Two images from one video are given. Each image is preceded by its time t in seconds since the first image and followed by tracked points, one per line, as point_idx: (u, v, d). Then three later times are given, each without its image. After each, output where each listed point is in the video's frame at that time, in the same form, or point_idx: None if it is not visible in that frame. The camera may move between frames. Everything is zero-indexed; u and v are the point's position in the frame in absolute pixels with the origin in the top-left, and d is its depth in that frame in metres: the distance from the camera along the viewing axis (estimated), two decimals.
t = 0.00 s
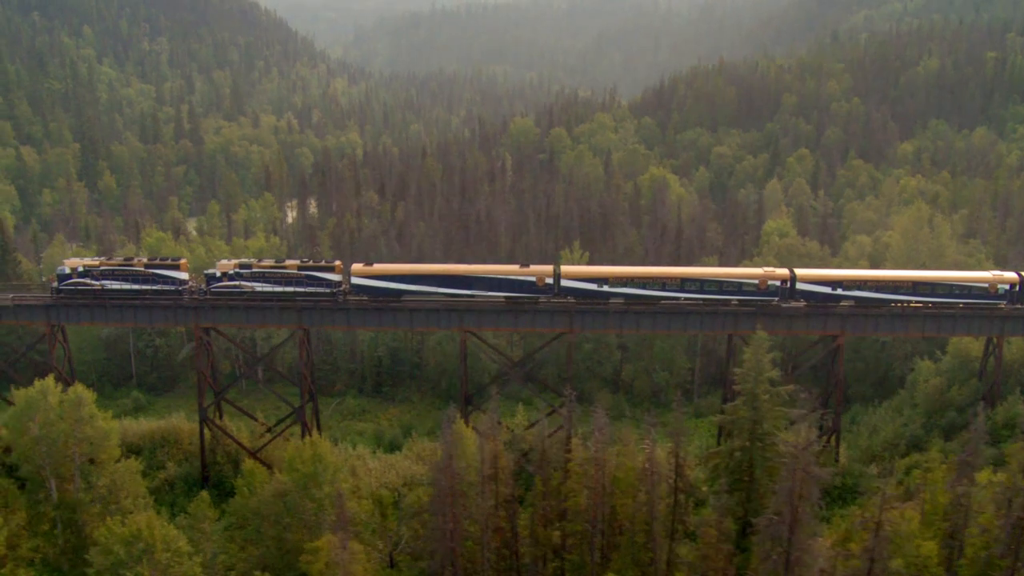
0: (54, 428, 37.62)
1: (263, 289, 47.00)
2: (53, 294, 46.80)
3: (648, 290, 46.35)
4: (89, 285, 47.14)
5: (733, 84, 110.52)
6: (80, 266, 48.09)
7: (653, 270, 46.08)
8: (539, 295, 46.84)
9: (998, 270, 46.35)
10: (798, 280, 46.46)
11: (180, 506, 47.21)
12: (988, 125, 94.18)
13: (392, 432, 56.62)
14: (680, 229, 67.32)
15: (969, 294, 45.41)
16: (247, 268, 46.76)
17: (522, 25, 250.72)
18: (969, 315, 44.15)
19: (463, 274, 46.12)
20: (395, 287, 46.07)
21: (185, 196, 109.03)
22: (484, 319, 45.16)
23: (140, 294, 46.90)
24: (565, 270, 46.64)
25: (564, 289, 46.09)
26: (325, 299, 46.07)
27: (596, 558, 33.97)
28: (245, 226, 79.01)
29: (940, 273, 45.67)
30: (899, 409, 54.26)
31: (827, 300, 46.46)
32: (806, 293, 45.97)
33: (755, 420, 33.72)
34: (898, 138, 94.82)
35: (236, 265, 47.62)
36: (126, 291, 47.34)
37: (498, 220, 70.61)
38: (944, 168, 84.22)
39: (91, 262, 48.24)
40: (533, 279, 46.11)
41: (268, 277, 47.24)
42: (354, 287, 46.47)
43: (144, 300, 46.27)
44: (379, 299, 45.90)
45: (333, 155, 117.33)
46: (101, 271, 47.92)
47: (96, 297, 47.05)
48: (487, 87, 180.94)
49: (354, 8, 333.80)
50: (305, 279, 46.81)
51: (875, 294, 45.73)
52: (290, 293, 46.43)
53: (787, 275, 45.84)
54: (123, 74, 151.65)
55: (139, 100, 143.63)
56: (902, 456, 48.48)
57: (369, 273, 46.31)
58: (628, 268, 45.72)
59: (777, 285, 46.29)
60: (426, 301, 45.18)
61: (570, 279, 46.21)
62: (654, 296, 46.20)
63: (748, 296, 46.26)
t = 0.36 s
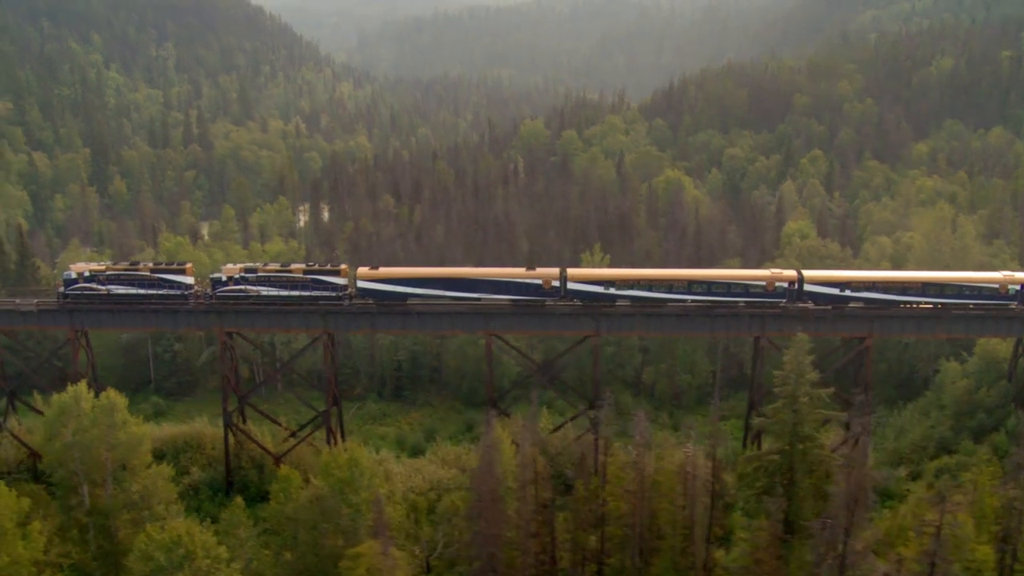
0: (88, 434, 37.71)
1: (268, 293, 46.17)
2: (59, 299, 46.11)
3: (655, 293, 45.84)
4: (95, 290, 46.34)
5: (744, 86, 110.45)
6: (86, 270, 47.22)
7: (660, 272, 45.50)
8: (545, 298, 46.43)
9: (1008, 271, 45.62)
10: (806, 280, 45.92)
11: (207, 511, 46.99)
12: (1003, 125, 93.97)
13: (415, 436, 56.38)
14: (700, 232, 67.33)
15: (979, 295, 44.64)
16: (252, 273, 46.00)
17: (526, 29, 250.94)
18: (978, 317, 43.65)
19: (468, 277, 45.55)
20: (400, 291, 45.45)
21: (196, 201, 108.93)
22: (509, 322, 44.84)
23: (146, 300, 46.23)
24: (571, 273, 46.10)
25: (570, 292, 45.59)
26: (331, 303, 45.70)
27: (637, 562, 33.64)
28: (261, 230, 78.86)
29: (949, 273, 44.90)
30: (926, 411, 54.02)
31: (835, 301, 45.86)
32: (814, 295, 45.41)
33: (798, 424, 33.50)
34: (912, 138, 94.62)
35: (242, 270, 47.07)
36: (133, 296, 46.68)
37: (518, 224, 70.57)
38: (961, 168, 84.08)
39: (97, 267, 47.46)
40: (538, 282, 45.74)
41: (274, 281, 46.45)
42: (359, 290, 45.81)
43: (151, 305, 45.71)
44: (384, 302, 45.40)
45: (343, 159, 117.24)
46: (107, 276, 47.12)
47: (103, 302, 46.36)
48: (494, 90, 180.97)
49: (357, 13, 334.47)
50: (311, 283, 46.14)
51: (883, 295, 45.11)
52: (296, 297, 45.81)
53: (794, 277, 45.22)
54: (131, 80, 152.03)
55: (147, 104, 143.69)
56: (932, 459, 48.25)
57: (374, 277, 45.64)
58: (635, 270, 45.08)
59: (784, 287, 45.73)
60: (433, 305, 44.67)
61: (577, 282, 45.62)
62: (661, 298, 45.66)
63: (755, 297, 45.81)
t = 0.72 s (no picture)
0: (121, 441, 37.75)
1: (274, 299, 45.81)
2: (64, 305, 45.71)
3: (663, 296, 45.01)
4: (101, 295, 46.04)
5: (756, 89, 110.63)
6: (92, 276, 46.90)
7: (667, 276, 44.77)
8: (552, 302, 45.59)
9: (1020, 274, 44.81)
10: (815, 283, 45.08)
11: (232, 516, 46.39)
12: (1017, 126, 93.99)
13: (439, 441, 56.21)
14: (722, 235, 67.55)
15: (990, 296, 43.77)
16: (260, 277, 45.85)
17: (530, 34, 251.59)
18: (985, 318, 42.69)
19: (473, 281, 44.72)
20: (407, 296, 44.69)
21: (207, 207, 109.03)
22: (536, 327, 44.07)
23: (152, 304, 45.91)
24: (577, 277, 45.35)
25: (577, 296, 44.79)
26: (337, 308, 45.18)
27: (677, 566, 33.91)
28: (278, 236, 78.97)
29: (957, 276, 44.18)
30: (953, 415, 53.92)
31: (845, 304, 45.00)
32: (823, 298, 44.47)
33: (840, 430, 33.57)
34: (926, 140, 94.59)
35: (248, 275, 46.79)
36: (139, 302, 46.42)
37: (538, 227, 70.64)
38: (977, 170, 84.16)
39: (103, 272, 47.20)
40: (544, 286, 44.69)
41: (280, 286, 46.08)
42: (366, 296, 45.07)
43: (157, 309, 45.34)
44: (391, 307, 44.62)
45: (354, 163, 117.33)
46: (113, 282, 46.93)
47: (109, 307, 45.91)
48: (500, 94, 181.33)
49: (359, 18, 335.41)
50: (315, 288, 45.85)
51: (893, 297, 44.19)
52: (303, 304, 45.51)
53: (803, 279, 44.27)
54: (139, 86, 152.24)
55: (155, 110, 143.91)
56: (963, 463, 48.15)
57: (379, 282, 44.92)
58: (641, 273, 44.32)
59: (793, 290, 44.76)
60: (440, 310, 43.83)
61: (583, 286, 44.84)
62: (668, 302, 44.88)
63: (764, 300, 44.77)
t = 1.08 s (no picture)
0: (150, 449, 37.43)
1: (282, 305, 45.03)
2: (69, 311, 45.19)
3: (668, 300, 43.73)
4: (105, 302, 45.39)
5: (766, 93, 110.61)
6: (97, 283, 46.28)
7: (671, 279, 43.61)
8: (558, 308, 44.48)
9: None
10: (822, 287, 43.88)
11: (254, 524, 45.92)
12: None
13: (459, 447, 55.95)
14: (741, 241, 67.60)
15: (997, 299, 42.85)
16: (265, 283, 44.92)
17: (534, 39, 251.96)
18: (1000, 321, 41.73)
19: (477, 285, 43.65)
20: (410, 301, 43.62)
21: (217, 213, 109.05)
22: (561, 332, 43.07)
23: (156, 310, 45.15)
24: (583, 281, 44.22)
25: (582, 301, 43.59)
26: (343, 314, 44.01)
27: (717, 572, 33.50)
28: (292, 242, 78.92)
29: (963, 278, 43.16)
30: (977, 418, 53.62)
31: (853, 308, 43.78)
32: (830, 301, 43.21)
33: (875, 434, 33.18)
34: (937, 143, 94.50)
35: (253, 281, 45.84)
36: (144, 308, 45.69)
37: (555, 231, 70.55)
38: (990, 173, 84.07)
39: (108, 278, 46.52)
40: (550, 291, 43.65)
41: (285, 292, 45.28)
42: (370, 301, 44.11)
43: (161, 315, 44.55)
44: (394, 313, 43.38)
45: (364, 169, 117.35)
46: (117, 288, 46.17)
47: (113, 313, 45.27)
48: (506, 99, 181.53)
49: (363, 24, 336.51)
50: (322, 294, 44.98)
51: (901, 301, 43.20)
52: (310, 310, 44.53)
53: (809, 283, 43.12)
54: (146, 92, 152.47)
55: (163, 116, 144.02)
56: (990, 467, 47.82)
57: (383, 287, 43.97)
58: (646, 276, 43.18)
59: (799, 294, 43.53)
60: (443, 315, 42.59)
61: (589, 290, 43.71)
62: (673, 306, 43.48)
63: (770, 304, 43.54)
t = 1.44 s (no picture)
0: (181, 458, 37.05)
1: (285, 313, 44.48)
2: (74, 321, 44.99)
3: (676, 307, 43.54)
4: (110, 311, 44.86)
5: (775, 99, 110.75)
6: (101, 291, 45.68)
7: (679, 285, 43.42)
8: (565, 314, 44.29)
9: None
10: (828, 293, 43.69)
11: (279, 533, 45.67)
12: None
13: (481, 454, 55.72)
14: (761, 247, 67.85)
15: (1004, 302, 42.59)
16: (270, 291, 44.19)
17: (538, 47, 252.50)
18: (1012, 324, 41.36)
19: (486, 293, 43.42)
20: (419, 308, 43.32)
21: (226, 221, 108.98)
22: (586, 339, 42.51)
23: (161, 319, 44.58)
24: (590, 288, 44.01)
25: (590, 307, 43.26)
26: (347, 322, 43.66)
27: None
28: (307, 250, 78.97)
29: (970, 281, 42.88)
30: (1001, 422, 53.36)
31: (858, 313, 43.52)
32: (837, 306, 43.02)
33: (916, 437, 32.63)
34: (949, 148, 94.53)
35: (258, 288, 45.20)
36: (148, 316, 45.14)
37: (573, 237, 70.56)
38: (1002, 177, 84.03)
39: (112, 286, 45.87)
40: (557, 298, 43.56)
41: (291, 300, 44.70)
42: (377, 309, 43.72)
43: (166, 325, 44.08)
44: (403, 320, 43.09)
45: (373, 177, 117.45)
46: (121, 297, 45.55)
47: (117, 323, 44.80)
48: (512, 108, 181.74)
49: (365, 34, 337.74)
50: (326, 301, 44.39)
51: (907, 305, 42.83)
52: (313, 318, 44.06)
53: (815, 288, 43.04)
54: (152, 101, 152.68)
55: (169, 125, 144.19)
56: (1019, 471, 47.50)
57: (392, 295, 43.69)
58: (654, 282, 43.03)
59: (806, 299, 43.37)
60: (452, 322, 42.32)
61: (597, 297, 43.44)
62: (681, 313, 43.34)
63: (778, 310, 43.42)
